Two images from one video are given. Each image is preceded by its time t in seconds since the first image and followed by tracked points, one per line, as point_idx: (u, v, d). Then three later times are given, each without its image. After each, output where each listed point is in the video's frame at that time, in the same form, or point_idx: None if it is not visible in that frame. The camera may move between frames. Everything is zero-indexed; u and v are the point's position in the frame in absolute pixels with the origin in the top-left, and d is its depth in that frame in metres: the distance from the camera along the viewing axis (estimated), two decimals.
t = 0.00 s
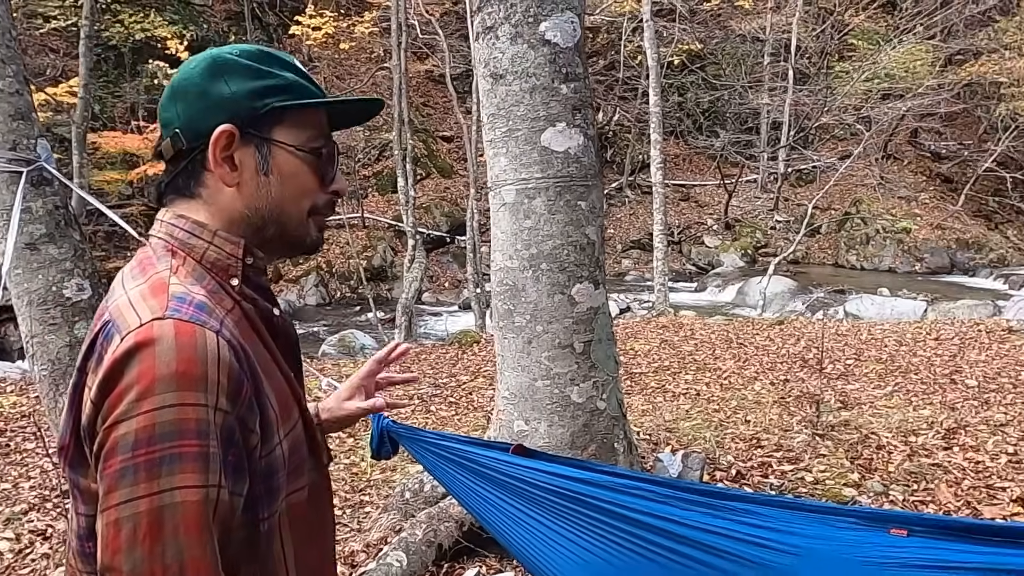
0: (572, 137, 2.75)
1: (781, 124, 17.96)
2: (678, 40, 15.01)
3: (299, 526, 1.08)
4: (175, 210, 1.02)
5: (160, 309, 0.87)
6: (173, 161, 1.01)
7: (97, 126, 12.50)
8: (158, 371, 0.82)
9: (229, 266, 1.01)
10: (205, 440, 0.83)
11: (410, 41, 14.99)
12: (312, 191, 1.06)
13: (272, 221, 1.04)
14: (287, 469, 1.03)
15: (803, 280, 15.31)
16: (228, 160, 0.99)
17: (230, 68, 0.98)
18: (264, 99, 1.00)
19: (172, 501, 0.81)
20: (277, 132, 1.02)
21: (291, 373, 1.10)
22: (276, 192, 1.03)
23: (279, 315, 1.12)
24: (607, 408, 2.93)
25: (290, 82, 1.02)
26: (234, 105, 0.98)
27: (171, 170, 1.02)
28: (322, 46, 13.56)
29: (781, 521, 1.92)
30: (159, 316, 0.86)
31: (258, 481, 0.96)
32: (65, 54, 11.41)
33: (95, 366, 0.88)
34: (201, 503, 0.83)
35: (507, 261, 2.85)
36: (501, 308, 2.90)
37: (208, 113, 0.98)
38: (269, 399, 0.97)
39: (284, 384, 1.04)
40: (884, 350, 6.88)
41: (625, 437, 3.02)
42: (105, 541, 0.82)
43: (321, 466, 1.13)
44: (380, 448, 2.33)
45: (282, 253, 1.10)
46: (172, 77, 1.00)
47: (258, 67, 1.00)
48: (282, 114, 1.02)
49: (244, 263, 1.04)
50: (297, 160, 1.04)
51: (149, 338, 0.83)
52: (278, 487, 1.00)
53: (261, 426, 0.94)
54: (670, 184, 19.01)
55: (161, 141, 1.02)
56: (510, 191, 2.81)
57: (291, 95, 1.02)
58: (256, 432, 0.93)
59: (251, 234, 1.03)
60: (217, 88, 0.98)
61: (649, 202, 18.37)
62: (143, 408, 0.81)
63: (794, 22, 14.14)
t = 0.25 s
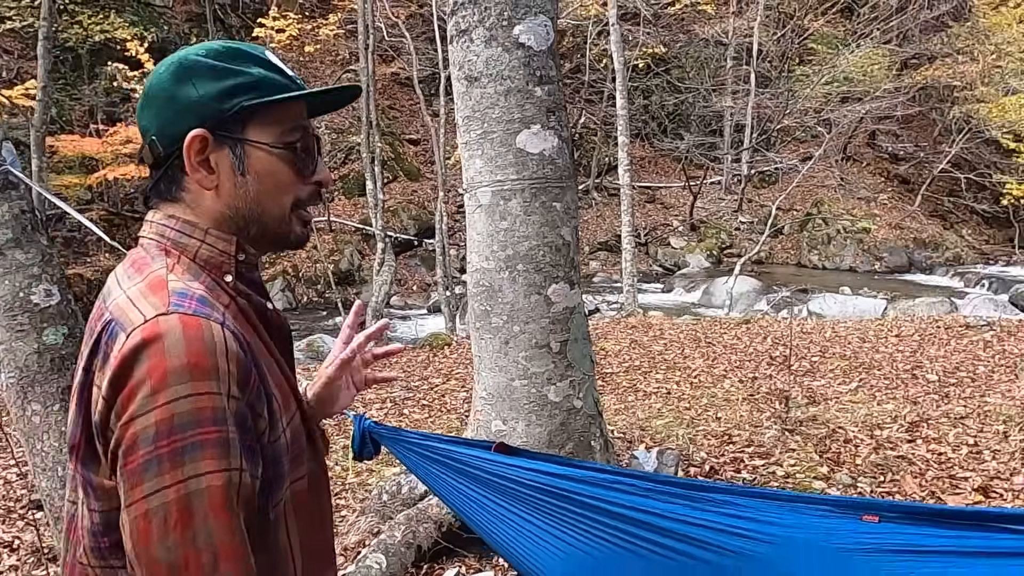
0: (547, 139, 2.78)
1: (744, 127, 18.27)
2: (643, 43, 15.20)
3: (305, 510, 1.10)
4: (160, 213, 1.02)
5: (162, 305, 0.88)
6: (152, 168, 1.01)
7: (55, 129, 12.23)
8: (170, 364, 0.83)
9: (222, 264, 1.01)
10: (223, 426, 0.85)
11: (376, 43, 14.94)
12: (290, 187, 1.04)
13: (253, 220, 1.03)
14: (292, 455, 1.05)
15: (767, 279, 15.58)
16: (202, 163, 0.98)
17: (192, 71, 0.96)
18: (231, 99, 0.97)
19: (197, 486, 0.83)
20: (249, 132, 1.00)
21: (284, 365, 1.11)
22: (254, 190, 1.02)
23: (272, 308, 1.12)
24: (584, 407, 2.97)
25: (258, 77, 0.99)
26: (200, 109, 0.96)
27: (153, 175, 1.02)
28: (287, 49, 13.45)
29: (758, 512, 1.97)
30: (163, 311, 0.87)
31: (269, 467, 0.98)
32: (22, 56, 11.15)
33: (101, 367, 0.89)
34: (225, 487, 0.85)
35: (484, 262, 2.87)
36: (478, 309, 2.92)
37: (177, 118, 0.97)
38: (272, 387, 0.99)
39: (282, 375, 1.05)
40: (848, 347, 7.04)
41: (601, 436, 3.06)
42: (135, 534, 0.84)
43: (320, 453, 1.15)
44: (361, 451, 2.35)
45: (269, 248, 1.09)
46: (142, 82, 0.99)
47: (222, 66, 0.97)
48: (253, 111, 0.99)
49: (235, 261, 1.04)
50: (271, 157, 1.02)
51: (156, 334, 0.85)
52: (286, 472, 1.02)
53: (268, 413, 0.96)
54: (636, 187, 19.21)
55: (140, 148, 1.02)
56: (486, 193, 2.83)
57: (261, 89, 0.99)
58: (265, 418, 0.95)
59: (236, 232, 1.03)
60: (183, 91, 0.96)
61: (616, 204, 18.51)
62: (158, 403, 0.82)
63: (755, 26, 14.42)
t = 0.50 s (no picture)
0: (534, 140, 2.81)
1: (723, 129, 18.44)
2: (623, 47, 15.29)
3: (317, 505, 1.12)
4: (171, 215, 1.04)
5: (184, 306, 0.89)
6: (156, 171, 1.03)
7: (30, 133, 12.07)
8: (193, 366, 0.84)
9: (237, 260, 1.04)
10: (244, 427, 0.86)
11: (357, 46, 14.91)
12: (293, 175, 1.05)
13: (261, 213, 1.04)
14: (305, 452, 1.06)
15: (747, 280, 15.72)
16: (205, 161, 1.00)
17: (187, 72, 0.98)
18: (226, 94, 0.98)
19: (218, 485, 0.85)
20: (248, 126, 1.01)
21: (297, 361, 1.12)
22: (259, 183, 1.03)
23: (284, 304, 1.14)
24: (572, 406, 2.99)
25: (250, 71, 1.00)
26: (198, 108, 0.97)
27: (158, 179, 1.04)
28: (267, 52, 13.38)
29: (747, 504, 2.03)
30: (185, 312, 0.88)
31: (284, 464, 0.99)
32: None
33: (124, 365, 0.90)
34: (244, 486, 0.86)
35: (472, 263, 2.89)
36: (467, 310, 2.94)
37: (177, 119, 0.98)
38: (289, 385, 1.00)
39: (297, 372, 1.06)
40: (829, 346, 7.13)
41: (590, 434, 3.08)
42: (156, 530, 0.86)
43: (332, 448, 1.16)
44: (356, 449, 2.37)
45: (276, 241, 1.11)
46: (138, 89, 1.01)
47: (212, 62, 0.98)
48: (250, 104, 1.00)
49: (248, 257, 1.05)
50: (273, 148, 1.03)
51: (180, 336, 0.86)
52: (300, 469, 1.04)
53: (285, 412, 0.98)
54: (617, 189, 19.30)
55: (142, 153, 1.04)
56: (474, 194, 2.85)
57: (255, 82, 1.01)
58: (281, 417, 0.96)
59: (247, 226, 1.04)
60: (180, 90, 0.97)
61: (597, 206, 18.59)
62: (181, 403, 0.84)
63: (734, 30, 14.56)
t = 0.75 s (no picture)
0: (517, 142, 2.83)
1: (700, 132, 18.58)
2: (600, 50, 15.39)
3: (317, 501, 1.13)
4: (172, 215, 1.05)
5: (192, 311, 0.90)
6: (159, 170, 1.04)
7: None
8: (204, 370, 0.85)
9: (238, 263, 1.05)
10: (254, 430, 0.88)
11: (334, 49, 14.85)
12: (295, 182, 1.06)
13: (261, 218, 1.05)
14: (308, 450, 1.07)
15: (725, 281, 15.87)
16: (210, 164, 1.01)
17: (196, 73, 0.98)
18: (235, 98, 0.99)
19: (229, 487, 0.86)
20: (253, 130, 1.02)
21: (297, 362, 1.13)
22: (261, 187, 1.04)
23: (282, 306, 1.15)
24: (556, 406, 3.01)
25: (259, 78, 1.01)
26: (205, 111, 0.98)
27: (161, 179, 1.04)
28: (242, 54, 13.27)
29: (732, 498, 2.07)
30: (195, 317, 0.89)
31: (288, 463, 1.01)
32: None
33: (132, 368, 0.90)
34: (254, 488, 0.88)
35: (456, 264, 2.90)
36: (451, 311, 2.95)
37: (183, 120, 0.98)
38: (292, 385, 1.01)
39: (298, 372, 1.07)
40: (806, 345, 7.23)
41: (574, 433, 3.11)
42: (167, 532, 0.87)
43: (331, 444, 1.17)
44: (343, 449, 2.37)
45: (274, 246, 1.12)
46: (145, 87, 1.01)
47: (223, 67, 0.99)
48: (258, 110, 1.01)
49: (248, 261, 1.07)
50: (278, 154, 1.04)
51: (191, 341, 0.87)
52: (302, 467, 1.05)
53: (289, 412, 0.99)
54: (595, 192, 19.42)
55: (145, 152, 1.04)
56: (458, 196, 2.86)
57: (263, 89, 1.01)
58: (287, 417, 0.98)
59: (247, 230, 1.05)
60: (189, 91, 0.98)
61: (575, 209, 18.64)
62: (193, 408, 0.85)
63: (709, 34, 14.71)
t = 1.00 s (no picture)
0: (501, 145, 2.84)
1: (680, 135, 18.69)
2: (580, 53, 15.43)
3: (313, 502, 1.14)
4: (170, 217, 1.05)
5: (197, 315, 0.91)
6: (159, 172, 1.04)
7: None
8: (212, 372, 0.86)
9: (236, 266, 1.05)
10: (260, 431, 0.89)
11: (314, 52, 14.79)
12: (293, 186, 1.07)
13: (259, 221, 1.05)
14: (305, 452, 1.08)
15: (705, 283, 15.98)
16: (210, 168, 1.01)
17: (198, 78, 0.99)
18: (237, 104, 1.00)
19: (236, 488, 0.87)
20: (254, 134, 1.03)
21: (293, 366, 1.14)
22: (260, 192, 1.04)
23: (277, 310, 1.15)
24: (541, 407, 3.03)
25: (260, 83, 1.03)
26: (207, 115, 0.99)
27: (159, 180, 1.05)
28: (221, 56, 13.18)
29: (716, 497, 2.11)
30: (200, 321, 0.90)
31: (289, 464, 1.02)
32: None
33: (137, 371, 0.91)
34: (259, 488, 0.89)
35: (441, 267, 2.90)
36: (436, 314, 2.96)
37: (185, 123, 0.99)
38: (292, 388, 1.02)
39: (296, 375, 1.08)
40: (786, 346, 7.30)
41: (559, 435, 3.12)
42: (172, 533, 0.87)
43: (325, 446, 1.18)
44: (329, 452, 2.36)
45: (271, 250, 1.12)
46: (147, 88, 1.02)
47: (225, 73, 1.00)
48: (259, 115, 1.02)
49: (245, 264, 1.07)
50: (277, 159, 1.05)
51: (198, 343, 0.87)
52: (300, 468, 1.06)
53: (290, 414, 1.00)
54: (576, 195, 19.48)
55: (143, 152, 1.05)
56: (442, 199, 2.87)
57: (265, 94, 1.03)
58: (288, 420, 0.99)
59: (245, 233, 1.06)
60: (190, 96, 0.98)
61: (557, 212, 18.68)
62: (200, 409, 0.86)
63: (689, 38, 14.82)
